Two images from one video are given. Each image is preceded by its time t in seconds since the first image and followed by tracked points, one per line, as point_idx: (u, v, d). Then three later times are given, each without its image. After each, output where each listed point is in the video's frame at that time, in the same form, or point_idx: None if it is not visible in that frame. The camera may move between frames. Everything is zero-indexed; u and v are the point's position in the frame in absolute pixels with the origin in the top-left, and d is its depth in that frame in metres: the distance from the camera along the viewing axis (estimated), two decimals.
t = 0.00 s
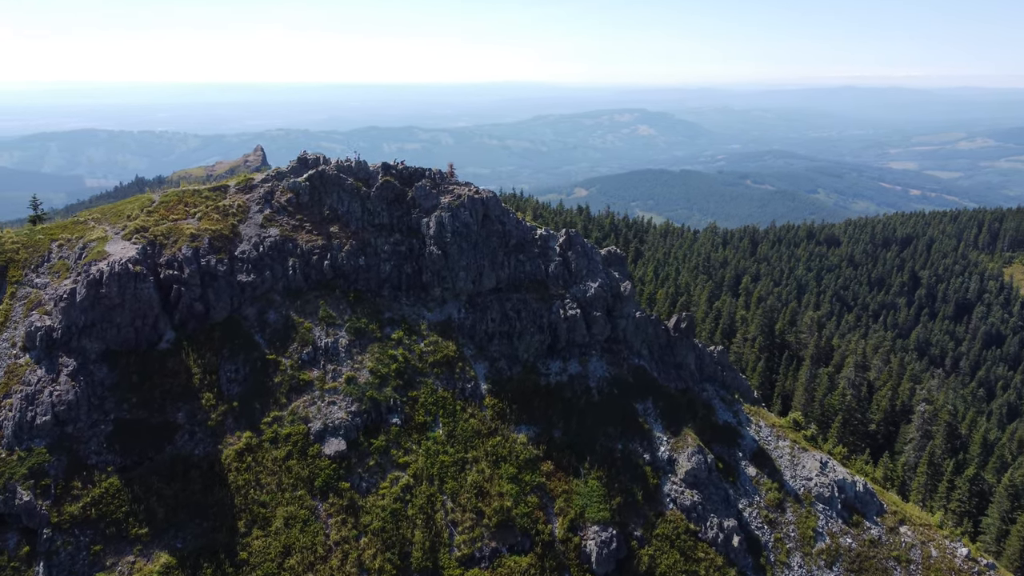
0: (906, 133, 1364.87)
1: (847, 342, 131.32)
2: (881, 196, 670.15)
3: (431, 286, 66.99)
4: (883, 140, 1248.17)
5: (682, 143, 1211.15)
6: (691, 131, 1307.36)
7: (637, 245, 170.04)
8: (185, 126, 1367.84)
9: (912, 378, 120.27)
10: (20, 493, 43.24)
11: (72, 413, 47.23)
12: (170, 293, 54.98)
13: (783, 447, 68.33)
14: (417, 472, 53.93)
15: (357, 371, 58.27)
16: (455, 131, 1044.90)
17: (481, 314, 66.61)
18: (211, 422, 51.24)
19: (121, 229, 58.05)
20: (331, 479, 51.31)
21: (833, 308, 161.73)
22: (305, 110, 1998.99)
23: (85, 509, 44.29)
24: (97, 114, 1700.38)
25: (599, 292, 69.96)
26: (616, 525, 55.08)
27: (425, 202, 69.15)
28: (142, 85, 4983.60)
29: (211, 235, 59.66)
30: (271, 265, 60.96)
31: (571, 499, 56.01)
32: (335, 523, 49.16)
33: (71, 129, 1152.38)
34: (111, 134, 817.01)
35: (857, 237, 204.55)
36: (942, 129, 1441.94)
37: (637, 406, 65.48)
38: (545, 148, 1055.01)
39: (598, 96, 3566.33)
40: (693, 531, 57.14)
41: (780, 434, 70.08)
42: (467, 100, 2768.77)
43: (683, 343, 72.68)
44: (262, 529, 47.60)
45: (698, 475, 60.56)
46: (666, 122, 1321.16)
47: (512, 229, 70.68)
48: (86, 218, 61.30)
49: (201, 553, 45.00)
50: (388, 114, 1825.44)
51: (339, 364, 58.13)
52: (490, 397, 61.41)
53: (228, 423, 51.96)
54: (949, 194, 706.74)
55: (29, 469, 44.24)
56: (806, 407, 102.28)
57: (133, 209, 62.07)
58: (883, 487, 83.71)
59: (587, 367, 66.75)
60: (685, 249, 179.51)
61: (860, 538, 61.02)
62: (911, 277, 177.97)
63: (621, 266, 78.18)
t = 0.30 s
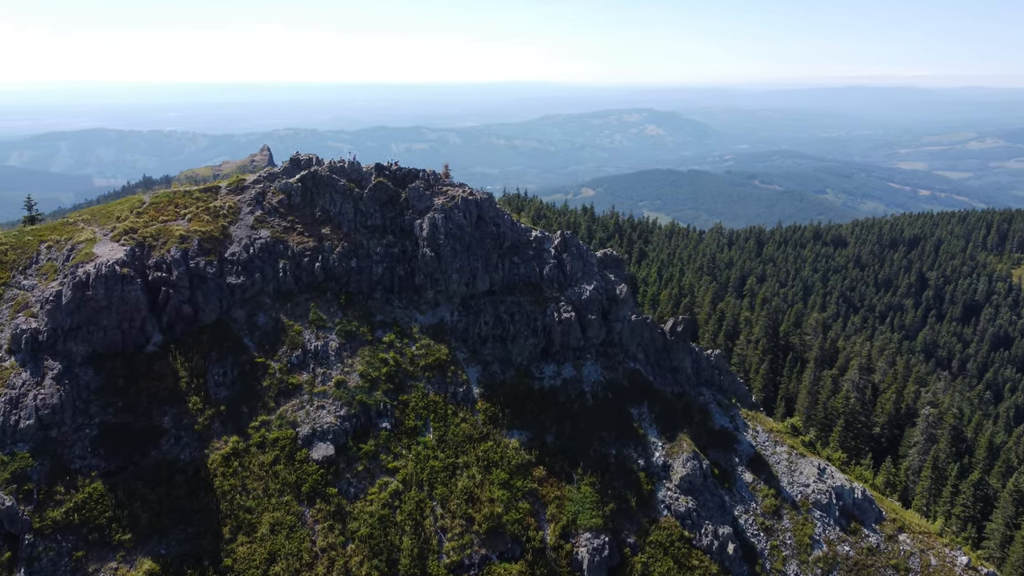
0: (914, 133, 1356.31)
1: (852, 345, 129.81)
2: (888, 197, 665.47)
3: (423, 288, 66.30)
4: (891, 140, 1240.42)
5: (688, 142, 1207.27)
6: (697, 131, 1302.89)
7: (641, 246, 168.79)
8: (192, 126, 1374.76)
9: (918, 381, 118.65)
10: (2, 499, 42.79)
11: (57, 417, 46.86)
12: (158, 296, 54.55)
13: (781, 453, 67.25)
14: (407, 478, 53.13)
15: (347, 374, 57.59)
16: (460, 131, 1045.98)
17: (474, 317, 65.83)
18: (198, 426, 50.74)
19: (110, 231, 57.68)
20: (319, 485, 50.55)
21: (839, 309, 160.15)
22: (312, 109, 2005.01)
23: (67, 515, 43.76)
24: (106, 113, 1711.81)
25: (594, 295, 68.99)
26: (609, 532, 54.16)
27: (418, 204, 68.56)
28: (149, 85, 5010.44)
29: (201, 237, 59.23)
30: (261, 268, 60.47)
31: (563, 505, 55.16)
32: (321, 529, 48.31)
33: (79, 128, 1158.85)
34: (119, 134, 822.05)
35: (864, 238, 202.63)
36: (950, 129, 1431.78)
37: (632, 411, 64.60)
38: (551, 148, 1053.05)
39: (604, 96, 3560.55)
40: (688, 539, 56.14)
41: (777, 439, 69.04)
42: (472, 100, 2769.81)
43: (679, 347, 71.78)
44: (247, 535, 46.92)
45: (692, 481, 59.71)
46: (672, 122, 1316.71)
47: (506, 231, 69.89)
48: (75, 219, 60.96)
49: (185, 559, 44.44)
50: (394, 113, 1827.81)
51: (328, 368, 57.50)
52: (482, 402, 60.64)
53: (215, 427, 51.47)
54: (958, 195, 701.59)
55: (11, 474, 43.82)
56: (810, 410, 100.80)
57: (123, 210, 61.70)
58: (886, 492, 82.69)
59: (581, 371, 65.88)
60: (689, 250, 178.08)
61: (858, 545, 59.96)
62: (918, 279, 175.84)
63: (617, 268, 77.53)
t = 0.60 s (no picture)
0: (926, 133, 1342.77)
1: (862, 346, 127.83)
2: (900, 197, 658.66)
3: (419, 291, 65.66)
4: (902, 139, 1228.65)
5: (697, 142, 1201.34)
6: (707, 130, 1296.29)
7: (648, 247, 167.10)
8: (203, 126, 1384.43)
9: (928, 384, 116.62)
10: None
11: (46, 420, 46.58)
12: (150, 298, 54.26)
13: (782, 459, 65.90)
14: (399, 483, 52.20)
15: (340, 377, 56.89)
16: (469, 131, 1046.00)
17: (470, 320, 65.13)
18: (188, 430, 50.25)
19: (102, 233, 57.48)
20: (310, 490, 49.76)
21: (849, 311, 158.05)
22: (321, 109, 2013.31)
23: (55, 519, 43.19)
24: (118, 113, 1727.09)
25: (593, 297, 67.90)
26: (605, 539, 53.19)
27: (413, 205, 67.91)
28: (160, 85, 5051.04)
29: (193, 238, 58.95)
30: (254, 269, 60.06)
31: (559, 511, 54.25)
32: (312, 535, 47.49)
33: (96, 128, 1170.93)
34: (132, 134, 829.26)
35: (875, 239, 200.00)
36: (963, 129, 1416.52)
37: (630, 416, 63.60)
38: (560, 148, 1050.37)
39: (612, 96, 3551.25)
40: (686, 546, 54.96)
41: (779, 445, 67.61)
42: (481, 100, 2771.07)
43: (679, 350, 70.64)
44: (236, 540, 46.23)
45: (691, 487, 58.32)
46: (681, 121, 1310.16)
47: (503, 232, 69.02)
48: (69, 220, 60.76)
49: (173, 564, 43.82)
50: (403, 113, 1831.74)
51: (321, 370, 56.87)
52: (477, 406, 59.88)
53: (206, 431, 51.00)
54: (971, 195, 693.46)
55: None
56: (818, 413, 97.86)
57: (117, 211, 61.48)
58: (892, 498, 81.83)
59: (578, 375, 64.93)
60: (698, 250, 176.03)
61: (860, 554, 58.68)
62: (929, 280, 173.00)
63: (616, 270, 76.50)
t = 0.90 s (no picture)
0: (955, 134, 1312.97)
1: (891, 351, 124.51)
2: (928, 198, 644.15)
3: (432, 292, 65.02)
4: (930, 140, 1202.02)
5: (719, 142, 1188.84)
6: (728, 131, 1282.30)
7: (673, 248, 164.90)
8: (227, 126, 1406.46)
9: (960, 391, 113.10)
10: None
11: (56, 419, 46.68)
12: (161, 297, 54.33)
13: (801, 468, 64.62)
14: (407, 486, 51.47)
15: (350, 379, 56.42)
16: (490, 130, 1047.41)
17: (483, 323, 64.28)
18: (197, 430, 50.09)
19: (116, 232, 57.74)
20: (317, 492, 49.13)
21: (879, 314, 154.28)
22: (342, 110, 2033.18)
23: (63, 518, 43.26)
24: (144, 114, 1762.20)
25: (607, 300, 66.67)
26: (616, 548, 51.99)
27: (427, 206, 67.30)
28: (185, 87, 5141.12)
29: (206, 238, 58.96)
30: (266, 270, 59.90)
31: (570, 518, 53.06)
32: (318, 538, 46.86)
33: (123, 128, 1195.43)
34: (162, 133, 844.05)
35: (907, 241, 195.02)
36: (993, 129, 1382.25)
37: (644, 421, 62.19)
38: (584, 147, 1043.61)
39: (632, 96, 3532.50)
40: (699, 556, 53.48)
41: (798, 454, 66.52)
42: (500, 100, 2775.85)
43: (696, 355, 69.19)
44: (242, 542, 45.81)
45: (706, 496, 57.09)
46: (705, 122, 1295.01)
47: (517, 234, 68.08)
48: (84, 219, 61.15)
49: (179, 566, 43.58)
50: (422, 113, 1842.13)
51: (331, 372, 56.46)
52: (489, 409, 59.02)
53: (215, 431, 50.76)
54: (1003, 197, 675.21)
55: (9, 475, 43.47)
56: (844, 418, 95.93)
57: (131, 211, 61.78)
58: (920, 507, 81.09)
59: (592, 379, 63.78)
60: (724, 251, 173.11)
61: (880, 568, 56.72)
62: (961, 284, 168.03)
63: (632, 273, 75.26)
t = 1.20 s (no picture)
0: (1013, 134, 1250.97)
1: (944, 359, 118.28)
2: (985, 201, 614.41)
3: (461, 294, 63.90)
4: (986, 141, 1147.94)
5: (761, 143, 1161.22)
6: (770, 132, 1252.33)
7: (717, 250, 160.99)
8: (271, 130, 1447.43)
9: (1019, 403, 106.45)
10: (30, 493, 43.07)
11: (87, 414, 47.14)
12: (192, 295, 54.72)
13: (838, 481, 61.10)
14: (431, 489, 50.24)
15: (377, 380, 55.66)
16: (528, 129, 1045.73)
17: (512, 325, 62.91)
18: (224, 428, 50.00)
19: (151, 230, 58.62)
20: (341, 493, 48.29)
21: (932, 320, 146.98)
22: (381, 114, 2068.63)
23: (91, 512, 43.53)
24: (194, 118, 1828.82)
25: (639, 304, 64.45)
26: (643, 558, 49.74)
27: (458, 207, 66.42)
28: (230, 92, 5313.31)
29: (237, 237, 59.31)
30: (296, 269, 59.81)
31: (596, 526, 51.11)
32: (340, 539, 46.00)
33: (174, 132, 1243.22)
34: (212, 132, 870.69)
35: (963, 245, 185.67)
36: None
37: (675, 429, 59.79)
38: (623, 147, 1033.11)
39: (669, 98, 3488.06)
40: (730, 570, 50.70)
41: (835, 466, 62.85)
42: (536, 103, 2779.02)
43: (730, 362, 66.21)
44: (266, 541, 45.26)
45: (737, 507, 54.32)
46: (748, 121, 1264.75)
47: (547, 236, 66.46)
48: (120, 217, 62.37)
49: (202, 563, 43.36)
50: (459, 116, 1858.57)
51: (358, 372, 55.81)
52: (515, 414, 57.50)
53: (242, 430, 50.51)
54: None
55: (41, 468, 44.12)
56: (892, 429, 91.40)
57: (166, 209, 62.74)
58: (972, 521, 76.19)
59: (622, 385, 61.64)
60: (769, 254, 167.80)
61: None
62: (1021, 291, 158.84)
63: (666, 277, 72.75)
